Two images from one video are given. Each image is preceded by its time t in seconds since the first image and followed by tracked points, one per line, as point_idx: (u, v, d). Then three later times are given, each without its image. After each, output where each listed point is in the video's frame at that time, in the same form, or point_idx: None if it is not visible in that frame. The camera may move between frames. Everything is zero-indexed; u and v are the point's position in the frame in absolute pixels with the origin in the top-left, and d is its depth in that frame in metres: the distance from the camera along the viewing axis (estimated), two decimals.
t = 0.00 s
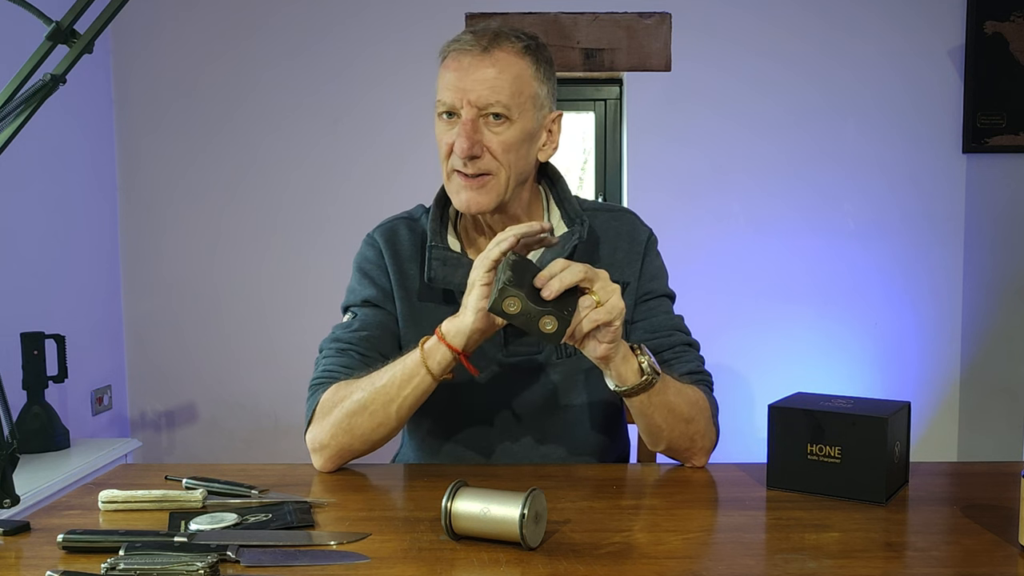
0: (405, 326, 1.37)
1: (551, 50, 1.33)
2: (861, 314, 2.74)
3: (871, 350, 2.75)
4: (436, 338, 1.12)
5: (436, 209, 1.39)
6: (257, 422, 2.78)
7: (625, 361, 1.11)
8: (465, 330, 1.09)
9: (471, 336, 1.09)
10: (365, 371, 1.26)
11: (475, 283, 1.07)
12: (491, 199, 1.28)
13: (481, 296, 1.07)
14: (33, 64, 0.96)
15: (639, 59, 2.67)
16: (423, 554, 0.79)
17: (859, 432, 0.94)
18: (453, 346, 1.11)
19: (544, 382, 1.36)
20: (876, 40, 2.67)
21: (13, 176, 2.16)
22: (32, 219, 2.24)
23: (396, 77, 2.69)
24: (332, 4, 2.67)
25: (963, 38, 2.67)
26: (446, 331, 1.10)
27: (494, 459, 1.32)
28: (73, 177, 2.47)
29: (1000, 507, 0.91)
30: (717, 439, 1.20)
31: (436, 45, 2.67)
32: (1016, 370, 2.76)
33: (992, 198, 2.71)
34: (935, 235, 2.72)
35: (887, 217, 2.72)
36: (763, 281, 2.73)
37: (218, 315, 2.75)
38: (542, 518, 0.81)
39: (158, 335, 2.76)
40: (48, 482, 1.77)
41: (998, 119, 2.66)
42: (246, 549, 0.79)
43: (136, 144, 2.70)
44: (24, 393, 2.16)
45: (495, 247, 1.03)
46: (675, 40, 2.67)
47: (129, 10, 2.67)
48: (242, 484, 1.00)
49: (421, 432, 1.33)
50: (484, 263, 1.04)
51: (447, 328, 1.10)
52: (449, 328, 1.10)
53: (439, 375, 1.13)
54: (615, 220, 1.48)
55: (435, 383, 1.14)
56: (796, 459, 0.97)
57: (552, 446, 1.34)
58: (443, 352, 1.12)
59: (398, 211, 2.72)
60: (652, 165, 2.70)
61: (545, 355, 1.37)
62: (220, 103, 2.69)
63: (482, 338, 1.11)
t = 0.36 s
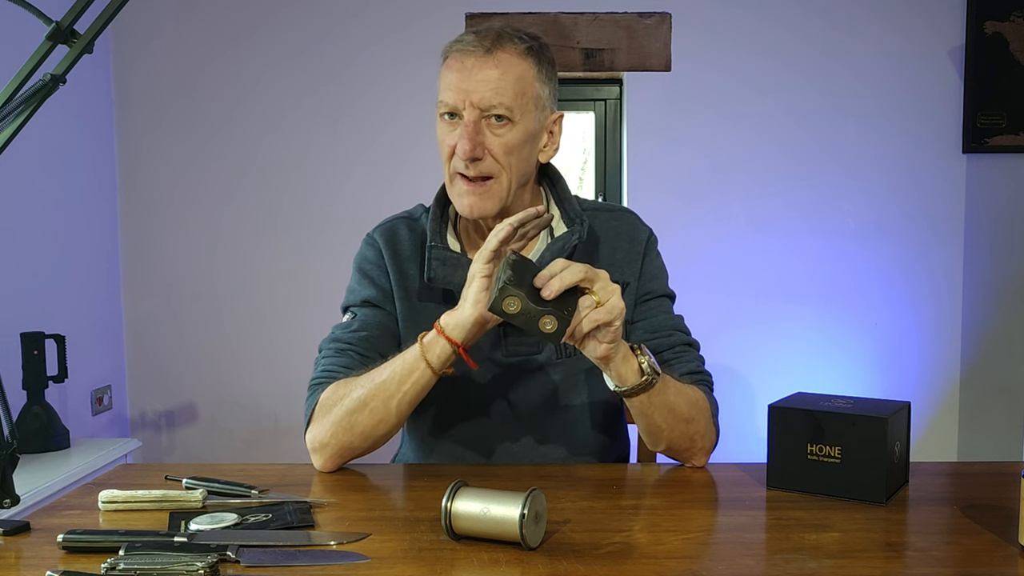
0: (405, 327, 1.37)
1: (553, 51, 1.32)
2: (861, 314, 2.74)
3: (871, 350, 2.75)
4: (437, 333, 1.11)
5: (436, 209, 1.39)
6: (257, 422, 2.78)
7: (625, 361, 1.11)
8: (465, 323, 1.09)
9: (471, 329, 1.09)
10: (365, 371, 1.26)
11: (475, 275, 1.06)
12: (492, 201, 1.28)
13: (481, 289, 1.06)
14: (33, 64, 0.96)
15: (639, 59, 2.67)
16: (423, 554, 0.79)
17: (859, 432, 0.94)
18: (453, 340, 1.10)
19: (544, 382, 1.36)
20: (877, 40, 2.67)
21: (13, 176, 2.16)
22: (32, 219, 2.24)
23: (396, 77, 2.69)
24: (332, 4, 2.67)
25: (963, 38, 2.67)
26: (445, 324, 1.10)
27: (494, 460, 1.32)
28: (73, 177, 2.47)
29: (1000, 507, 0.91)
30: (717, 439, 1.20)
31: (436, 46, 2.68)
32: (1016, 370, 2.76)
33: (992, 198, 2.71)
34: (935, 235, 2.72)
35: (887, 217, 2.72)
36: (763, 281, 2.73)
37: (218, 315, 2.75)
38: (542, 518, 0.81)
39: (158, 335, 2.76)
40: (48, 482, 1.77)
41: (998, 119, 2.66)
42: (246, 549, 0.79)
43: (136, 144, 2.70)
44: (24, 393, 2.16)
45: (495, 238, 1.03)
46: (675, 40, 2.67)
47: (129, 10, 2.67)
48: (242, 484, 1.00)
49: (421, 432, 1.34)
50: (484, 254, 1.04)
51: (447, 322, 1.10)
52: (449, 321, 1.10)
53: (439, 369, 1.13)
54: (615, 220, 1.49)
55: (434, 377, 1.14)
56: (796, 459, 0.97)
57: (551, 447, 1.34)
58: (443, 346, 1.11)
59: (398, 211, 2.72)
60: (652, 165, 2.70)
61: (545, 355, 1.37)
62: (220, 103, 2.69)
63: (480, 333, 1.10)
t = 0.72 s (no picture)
0: (405, 327, 1.37)
1: (556, 54, 1.32)
2: (861, 314, 2.74)
3: (871, 350, 2.75)
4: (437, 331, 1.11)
5: (436, 209, 1.39)
6: (257, 422, 2.78)
7: (626, 360, 1.11)
8: (466, 319, 1.09)
9: (472, 326, 1.09)
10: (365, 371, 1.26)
11: (475, 271, 1.06)
12: (491, 206, 1.28)
13: (481, 285, 1.06)
14: (33, 64, 0.96)
15: (639, 59, 2.68)
16: (423, 554, 0.79)
17: (858, 432, 0.94)
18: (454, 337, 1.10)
19: (544, 381, 1.36)
20: (877, 40, 2.67)
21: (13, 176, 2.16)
22: (32, 218, 2.24)
23: (396, 77, 2.69)
24: (332, 4, 2.67)
25: (963, 38, 2.67)
26: (445, 321, 1.10)
27: (494, 459, 1.32)
28: (73, 177, 2.47)
29: (1000, 507, 0.91)
30: (717, 439, 1.20)
31: (436, 46, 2.68)
32: (1016, 370, 2.76)
33: (992, 198, 2.71)
34: (935, 235, 2.72)
35: (887, 217, 2.72)
36: (763, 281, 2.73)
37: (218, 315, 2.75)
38: (542, 518, 0.81)
39: (158, 335, 2.76)
40: (48, 482, 1.77)
41: (998, 119, 2.66)
42: (246, 549, 0.79)
43: (136, 144, 2.70)
44: (24, 393, 2.16)
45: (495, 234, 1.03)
46: (675, 40, 2.67)
47: (129, 10, 2.67)
48: (242, 484, 1.00)
49: (421, 432, 1.34)
50: (484, 250, 1.04)
51: (447, 318, 1.10)
52: (449, 318, 1.10)
53: (439, 367, 1.13)
54: (615, 220, 1.49)
55: (435, 374, 1.14)
56: (796, 459, 0.97)
57: (552, 446, 1.34)
58: (444, 341, 1.11)
59: (398, 211, 2.72)
60: (652, 165, 2.70)
61: (545, 354, 1.37)
62: (220, 103, 2.69)
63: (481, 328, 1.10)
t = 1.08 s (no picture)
0: (405, 326, 1.37)
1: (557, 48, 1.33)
2: (861, 314, 2.74)
3: (871, 350, 2.75)
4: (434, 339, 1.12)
5: (437, 208, 1.39)
6: (257, 422, 2.78)
7: (627, 361, 1.11)
8: (465, 330, 1.09)
9: (471, 336, 1.09)
10: (365, 370, 1.26)
11: (478, 285, 1.06)
12: (495, 196, 1.27)
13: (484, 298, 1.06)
14: (33, 64, 0.96)
15: (639, 59, 2.67)
16: (423, 554, 0.79)
17: (859, 432, 0.94)
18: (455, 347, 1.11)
19: (545, 381, 1.36)
20: (877, 40, 2.67)
21: (13, 177, 2.16)
22: (32, 218, 2.24)
23: (396, 77, 2.69)
24: (332, 4, 2.67)
25: (963, 38, 2.68)
26: (446, 331, 1.10)
27: (495, 459, 1.32)
28: (73, 177, 2.47)
29: (1000, 507, 0.91)
30: (717, 440, 1.20)
31: (435, 46, 2.68)
32: (1016, 370, 2.76)
33: (992, 198, 2.71)
34: (935, 235, 2.72)
35: (887, 217, 2.72)
36: (763, 281, 2.73)
37: (218, 315, 2.75)
38: (542, 518, 0.81)
39: (158, 335, 2.76)
40: (48, 482, 1.77)
41: (998, 119, 2.66)
42: (246, 549, 0.79)
43: (136, 144, 2.70)
44: (24, 393, 2.16)
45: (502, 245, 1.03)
46: (675, 40, 2.67)
47: (128, 10, 2.67)
48: (242, 484, 1.00)
49: (421, 432, 1.33)
50: (488, 265, 1.04)
51: (447, 329, 1.10)
52: (449, 328, 1.10)
53: (439, 375, 1.13)
54: (616, 220, 1.49)
55: (434, 382, 1.14)
56: (796, 459, 0.97)
57: (552, 446, 1.34)
58: (443, 352, 1.12)
59: (398, 211, 2.72)
60: (652, 164, 2.70)
61: (546, 355, 1.37)
62: (220, 103, 2.69)
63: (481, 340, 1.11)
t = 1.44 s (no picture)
0: (405, 326, 1.37)
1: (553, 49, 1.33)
2: (861, 313, 2.74)
3: (871, 350, 2.75)
4: (435, 336, 1.12)
5: (437, 209, 1.39)
6: (257, 422, 2.78)
7: (628, 359, 1.11)
8: (465, 326, 1.09)
9: (471, 333, 1.09)
10: (365, 371, 1.26)
11: (480, 280, 1.06)
12: (495, 200, 1.27)
13: (485, 294, 1.06)
14: (33, 64, 0.96)
15: (639, 59, 2.67)
16: (423, 554, 0.79)
17: (858, 432, 0.94)
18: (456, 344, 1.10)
19: (545, 381, 1.36)
20: (877, 40, 2.67)
21: (13, 177, 2.16)
22: (32, 218, 2.24)
23: (396, 77, 2.69)
24: (332, 4, 2.67)
25: (963, 38, 2.68)
26: (446, 327, 1.10)
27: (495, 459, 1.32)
28: (73, 177, 2.47)
29: (1000, 507, 0.91)
30: (717, 439, 1.20)
31: (435, 46, 2.68)
32: (1016, 370, 2.76)
33: (992, 198, 2.71)
34: (935, 235, 2.72)
35: (887, 217, 2.72)
36: (763, 281, 2.73)
37: (218, 315, 2.75)
38: (542, 518, 0.81)
39: (158, 335, 2.76)
40: (48, 482, 1.77)
41: (998, 119, 2.66)
42: (246, 549, 0.79)
43: (136, 144, 2.70)
44: (24, 393, 2.16)
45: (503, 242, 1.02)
46: (675, 40, 2.66)
47: (128, 10, 2.67)
48: (242, 484, 1.00)
49: (421, 433, 1.33)
50: (490, 262, 1.04)
51: (447, 325, 1.10)
52: (449, 324, 1.10)
53: (439, 372, 1.13)
54: (616, 220, 1.49)
55: (435, 379, 1.14)
56: (796, 459, 0.97)
57: (552, 446, 1.34)
58: (444, 348, 1.11)
59: (398, 211, 2.72)
60: (652, 164, 2.70)
61: (546, 354, 1.37)
62: (220, 103, 2.69)
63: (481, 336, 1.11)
